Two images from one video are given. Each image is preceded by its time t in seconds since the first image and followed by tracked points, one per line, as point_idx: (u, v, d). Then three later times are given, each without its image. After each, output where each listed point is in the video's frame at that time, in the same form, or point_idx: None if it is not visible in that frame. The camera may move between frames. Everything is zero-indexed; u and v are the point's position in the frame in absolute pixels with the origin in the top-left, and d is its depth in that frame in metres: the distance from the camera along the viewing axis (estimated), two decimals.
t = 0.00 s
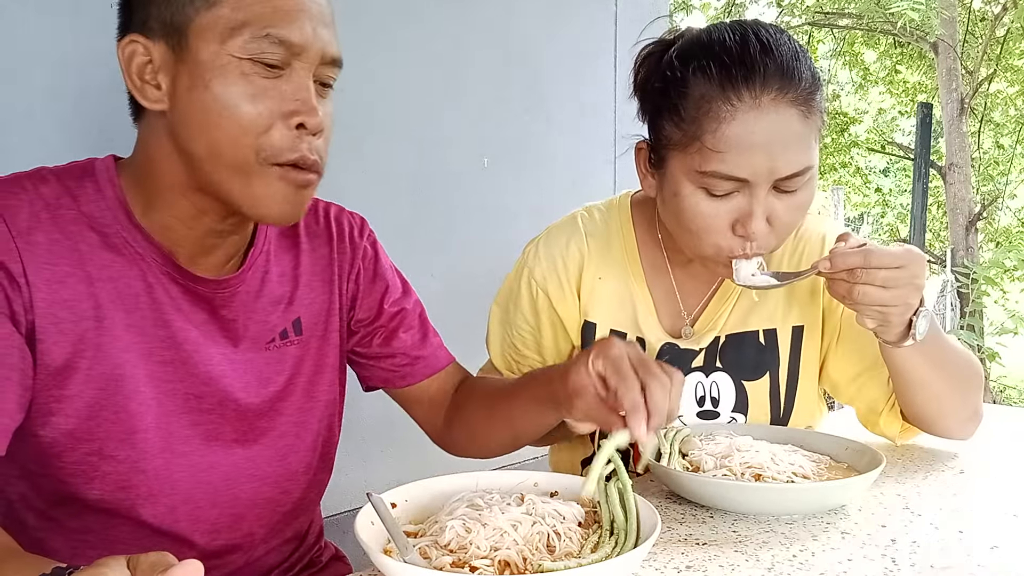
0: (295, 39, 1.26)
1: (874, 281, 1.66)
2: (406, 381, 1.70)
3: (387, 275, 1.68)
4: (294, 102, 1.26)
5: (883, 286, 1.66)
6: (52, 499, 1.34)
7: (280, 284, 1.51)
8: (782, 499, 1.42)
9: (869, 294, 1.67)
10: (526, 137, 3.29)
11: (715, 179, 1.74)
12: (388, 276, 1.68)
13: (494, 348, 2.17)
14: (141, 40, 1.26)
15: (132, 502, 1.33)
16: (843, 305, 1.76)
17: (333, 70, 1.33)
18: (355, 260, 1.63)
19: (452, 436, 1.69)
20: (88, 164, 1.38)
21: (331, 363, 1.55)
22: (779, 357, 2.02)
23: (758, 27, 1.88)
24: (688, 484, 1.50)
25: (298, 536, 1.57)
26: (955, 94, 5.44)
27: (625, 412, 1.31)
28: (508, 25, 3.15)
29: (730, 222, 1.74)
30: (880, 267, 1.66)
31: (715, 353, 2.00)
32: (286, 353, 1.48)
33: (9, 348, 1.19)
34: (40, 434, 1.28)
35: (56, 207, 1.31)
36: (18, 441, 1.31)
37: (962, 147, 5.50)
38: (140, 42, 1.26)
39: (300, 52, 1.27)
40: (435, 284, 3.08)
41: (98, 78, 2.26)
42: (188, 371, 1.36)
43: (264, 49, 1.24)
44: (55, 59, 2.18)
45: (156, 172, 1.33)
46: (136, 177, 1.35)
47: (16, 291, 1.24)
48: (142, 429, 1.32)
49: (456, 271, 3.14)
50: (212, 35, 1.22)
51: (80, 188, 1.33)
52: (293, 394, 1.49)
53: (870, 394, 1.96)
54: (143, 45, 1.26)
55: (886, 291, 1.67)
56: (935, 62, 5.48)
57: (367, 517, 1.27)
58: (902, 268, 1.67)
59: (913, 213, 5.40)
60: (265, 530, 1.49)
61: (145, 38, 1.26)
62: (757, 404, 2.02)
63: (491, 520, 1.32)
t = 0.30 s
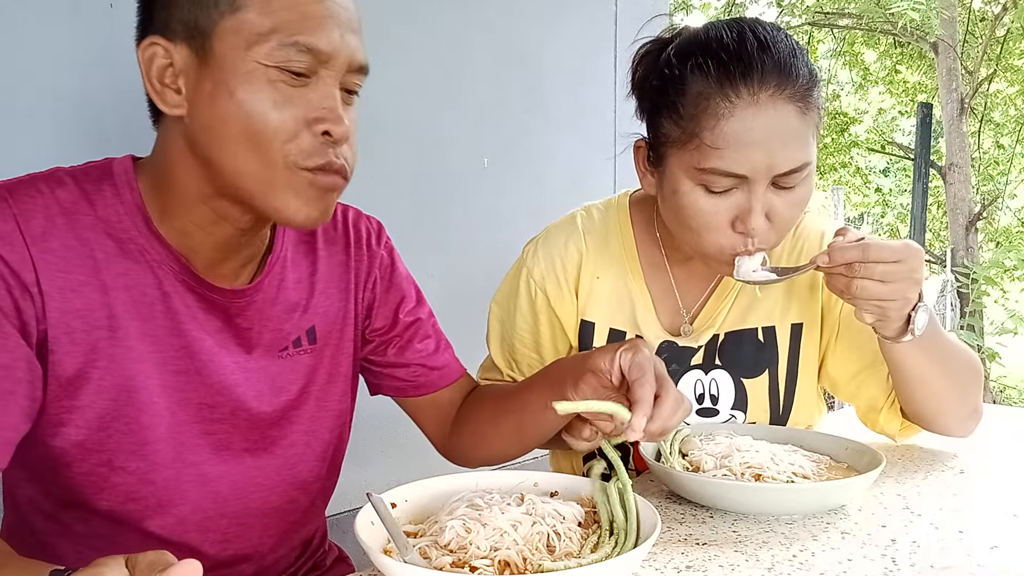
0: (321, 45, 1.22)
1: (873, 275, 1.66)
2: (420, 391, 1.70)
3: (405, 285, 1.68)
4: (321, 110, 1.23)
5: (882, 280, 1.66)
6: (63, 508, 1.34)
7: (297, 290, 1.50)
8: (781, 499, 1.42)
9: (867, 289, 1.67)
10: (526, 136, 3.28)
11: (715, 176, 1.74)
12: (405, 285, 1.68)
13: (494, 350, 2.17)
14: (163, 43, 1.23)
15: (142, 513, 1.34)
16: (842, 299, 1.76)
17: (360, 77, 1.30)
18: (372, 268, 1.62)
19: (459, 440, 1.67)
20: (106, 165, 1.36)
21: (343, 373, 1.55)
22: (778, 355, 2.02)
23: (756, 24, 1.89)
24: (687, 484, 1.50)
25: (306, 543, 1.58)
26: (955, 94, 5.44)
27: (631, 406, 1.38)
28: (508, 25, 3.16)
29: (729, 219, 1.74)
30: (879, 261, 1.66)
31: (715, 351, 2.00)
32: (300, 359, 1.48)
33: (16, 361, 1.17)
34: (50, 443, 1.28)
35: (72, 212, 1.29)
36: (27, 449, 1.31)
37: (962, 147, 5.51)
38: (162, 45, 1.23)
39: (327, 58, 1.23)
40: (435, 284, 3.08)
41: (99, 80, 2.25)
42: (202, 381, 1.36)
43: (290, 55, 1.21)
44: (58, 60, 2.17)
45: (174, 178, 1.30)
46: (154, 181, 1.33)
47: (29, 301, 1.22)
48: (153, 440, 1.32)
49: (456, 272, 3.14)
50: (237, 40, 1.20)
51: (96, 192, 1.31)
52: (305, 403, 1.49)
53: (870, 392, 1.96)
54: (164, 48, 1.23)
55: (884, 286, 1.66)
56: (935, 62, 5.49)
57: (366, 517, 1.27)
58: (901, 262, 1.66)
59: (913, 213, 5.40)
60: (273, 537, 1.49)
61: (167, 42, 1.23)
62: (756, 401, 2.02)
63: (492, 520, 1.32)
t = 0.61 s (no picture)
0: (367, 70, 1.15)
1: (875, 275, 1.66)
2: (442, 400, 1.72)
3: (428, 292, 1.68)
4: (363, 140, 1.17)
5: (885, 281, 1.66)
6: (73, 532, 1.34)
7: (317, 304, 1.49)
8: (779, 499, 1.42)
9: (869, 289, 1.67)
10: (525, 137, 3.28)
11: (715, 176, 1.74)
12: (428, 292, 1.68)
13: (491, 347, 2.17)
14: (193, 61, 1.16)
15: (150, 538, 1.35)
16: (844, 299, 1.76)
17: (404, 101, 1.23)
18: (396, 277, 1.62)
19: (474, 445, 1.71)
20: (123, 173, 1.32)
21: (361, 389, 1.55)
22: (778, 355, 2.02)
23: (757, 25, 1.89)
24: (687, 484, 1.50)
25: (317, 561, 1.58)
26: (955, 94, 5.45)
27: (621, 388, 1.42)
28: (508, 25, 3.16)
29: (730, 219, 1.74)
30: (880, 262, 1.66)
31: (715, 352, 2.00)
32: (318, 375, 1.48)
33: (17, 396, 1.15)
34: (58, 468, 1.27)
35: (87, 231, 1.26)
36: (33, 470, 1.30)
37: (962, 147, 5.51)
38: (191, 62, 1.16)
39: (372, 85, 1.16)
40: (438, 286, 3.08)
41: (98, 79, 2.24)
42: (220, 406, 1.35)
43: (333, 82, 1.14)
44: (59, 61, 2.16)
45: (197, 201, 1.26)
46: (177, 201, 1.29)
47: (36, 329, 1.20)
48: (164, 466, 1.32)
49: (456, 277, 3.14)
50: (276, 65, 1.13)
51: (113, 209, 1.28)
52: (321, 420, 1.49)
53: (870, 392, 1.96)
54: (194, 67, 1.16)
55: (886, 287, 1.66)
56: (935, 62, 5.49)
57: (366, 515, 1.27)
58: (903, 263, 1.66)
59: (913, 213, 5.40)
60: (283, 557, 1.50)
61: (199, 60, 1.16)
62: (756, 402, 2.02)
63: (491, 520, 1.32)
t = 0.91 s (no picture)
0: (419, 76, 1.15)
1: (878, 273, 1.65)
2: (461, 412, 1.81)
3: (451, 309, 1.76)
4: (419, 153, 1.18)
5: (887, 279, 1.65)
6: (95, 551, 1.41)
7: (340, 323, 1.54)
8: (781, 500, 1.42)
9: (871, 287, 1.66)
10: (525, 137, 3.28)
11: (717, 173, 1.74)
12: (450, 308, 1.76)
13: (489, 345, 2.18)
14: (234, 86, 1.15)
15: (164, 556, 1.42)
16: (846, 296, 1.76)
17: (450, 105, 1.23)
18: (419, 293, 1.70)
19: (484, 454, 1.80)
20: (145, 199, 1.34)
21: (382, 405, 1.62)
22: (778, 356, 2.02)
23: (756, 24, 1.89)
24: (688, 484, 1.50)
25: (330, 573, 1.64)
26: (955, 94, 5.44)
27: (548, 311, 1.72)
28: (508, 25, 3.15)
29: (732, 216, 1.74)
30: (884, 260, 1.65)
31: (716, 352, 2.00)
32: (343, 395, 1.54)
33: (26, 433, 1.18)
34: (83, 493, 1.35)
35: (110, 258, 1.28)
36: (55, 490, 1.37)
37: (962, 147, 5.51)
38: (232, 88, 1.15)
39: (422, 91, 1.17)
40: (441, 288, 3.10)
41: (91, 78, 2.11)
42: (247, 436, 1.41)
43: (389, 92, 1.15)
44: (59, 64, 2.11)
45: (235, 225, 1.29)
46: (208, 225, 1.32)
47: (51, 363, 1.23)
48: (183, 498, 1.39)
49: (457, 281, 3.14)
50: (326, 79, 1.13)
51: (136, 236, 1.30)
52: (343, 438, 1.56)
53: (870, 391, 1.96)
54: (236, 92, 1.15)
55: (888, 284, 1.66)
56: (936, 62, 5.49)
57: (366, 516, 1.27)
58: (906, 261, 1.65)
59: (913, 213, 5.38)
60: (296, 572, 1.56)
61: (240, 85, 1.15)
62: (756, 402, 2.02)
63: (492, 520, 1.32)
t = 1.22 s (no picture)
0: (462, 108, 1.22)
1: (879, 265, 1.66)
2: (470, 412, 1.82)
3: (461, 309, 1.80)
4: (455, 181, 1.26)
5: (887, 271, 1.66)
6: (111, 552, 1.45)
7: (350, 326, 1.58)
8: (781, 499, 1.42)
9: (871, 279, 1.67)
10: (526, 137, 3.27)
11: (716, 163, 1.74)
12: (461, 309, 1.79)
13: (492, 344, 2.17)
14: (274, 114, 1.21)
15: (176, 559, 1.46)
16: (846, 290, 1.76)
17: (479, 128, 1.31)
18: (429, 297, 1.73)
19: (491, 455, 1.81)
20: (159, 207, 1.38)
21: (393, 408, 1.64)
22: (777, 354, 2.02)
23: (751, 19, 1.91)
24: (688, 484, 1.50)
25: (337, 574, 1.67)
26: (955, 94, 5.43)
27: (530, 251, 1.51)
28: (512, 26, 3.14)
29: (732, 207, 1.74)
30: (885, 252, 1.66)
31: (715, 350, 2.01)
32: (355, 399, 1.57)
33: (38, 439, 1.23)
34: (100, 495, 1.39)
35: (123, 264, 1.33)
36: (70, 491, 1.41)
37: (962, 147, 5.50)
38: (273, 116, 1.21)
39: (462, 123, 1.24)
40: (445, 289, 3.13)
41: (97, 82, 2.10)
42: (261, 443, 1.44)
43: (432, 125, 1.21)
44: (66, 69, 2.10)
45: (258, 237, 1.34)
46: (225, 232, 1.37)
47: (63, 369, 1.27)
48: (197, 505, 1.42)
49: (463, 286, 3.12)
50: (375, 108, 1.19)
51: (148, 242, 1.35)
52: (353, 442, 1.59)
53: (868, 389, 1.96)
54: (275, 120, 1.21)
55: (889, 276, 1.66)
56: (935, 62, 5.50)
57: (366, 517, 1.28)
58: (907, 254, 1.66)
59: (911, 212, 5.34)
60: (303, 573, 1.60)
61: (279, 112, 1.21)
62: (755, 402, 2.01)
63: (491, 520, 1.32)
